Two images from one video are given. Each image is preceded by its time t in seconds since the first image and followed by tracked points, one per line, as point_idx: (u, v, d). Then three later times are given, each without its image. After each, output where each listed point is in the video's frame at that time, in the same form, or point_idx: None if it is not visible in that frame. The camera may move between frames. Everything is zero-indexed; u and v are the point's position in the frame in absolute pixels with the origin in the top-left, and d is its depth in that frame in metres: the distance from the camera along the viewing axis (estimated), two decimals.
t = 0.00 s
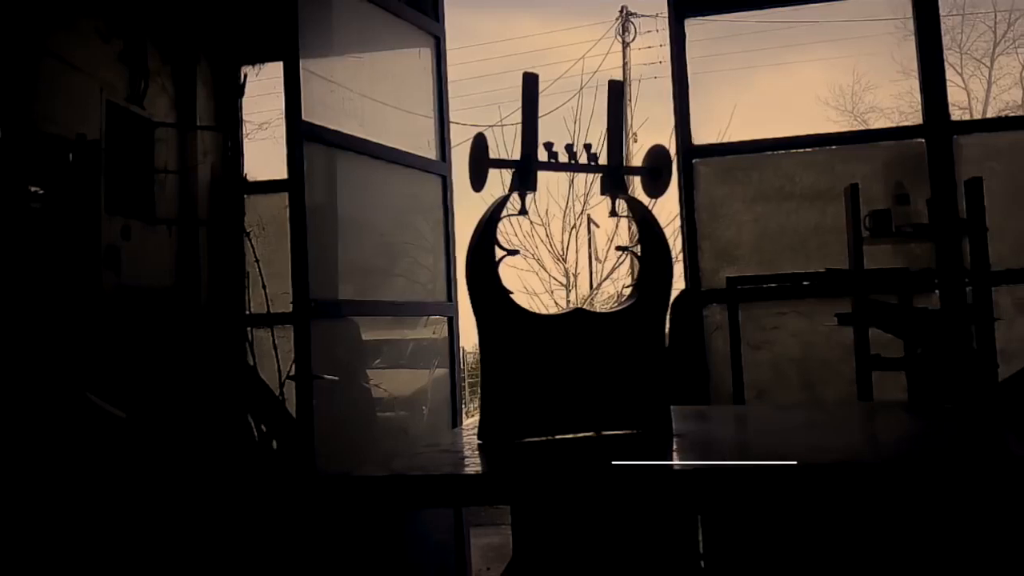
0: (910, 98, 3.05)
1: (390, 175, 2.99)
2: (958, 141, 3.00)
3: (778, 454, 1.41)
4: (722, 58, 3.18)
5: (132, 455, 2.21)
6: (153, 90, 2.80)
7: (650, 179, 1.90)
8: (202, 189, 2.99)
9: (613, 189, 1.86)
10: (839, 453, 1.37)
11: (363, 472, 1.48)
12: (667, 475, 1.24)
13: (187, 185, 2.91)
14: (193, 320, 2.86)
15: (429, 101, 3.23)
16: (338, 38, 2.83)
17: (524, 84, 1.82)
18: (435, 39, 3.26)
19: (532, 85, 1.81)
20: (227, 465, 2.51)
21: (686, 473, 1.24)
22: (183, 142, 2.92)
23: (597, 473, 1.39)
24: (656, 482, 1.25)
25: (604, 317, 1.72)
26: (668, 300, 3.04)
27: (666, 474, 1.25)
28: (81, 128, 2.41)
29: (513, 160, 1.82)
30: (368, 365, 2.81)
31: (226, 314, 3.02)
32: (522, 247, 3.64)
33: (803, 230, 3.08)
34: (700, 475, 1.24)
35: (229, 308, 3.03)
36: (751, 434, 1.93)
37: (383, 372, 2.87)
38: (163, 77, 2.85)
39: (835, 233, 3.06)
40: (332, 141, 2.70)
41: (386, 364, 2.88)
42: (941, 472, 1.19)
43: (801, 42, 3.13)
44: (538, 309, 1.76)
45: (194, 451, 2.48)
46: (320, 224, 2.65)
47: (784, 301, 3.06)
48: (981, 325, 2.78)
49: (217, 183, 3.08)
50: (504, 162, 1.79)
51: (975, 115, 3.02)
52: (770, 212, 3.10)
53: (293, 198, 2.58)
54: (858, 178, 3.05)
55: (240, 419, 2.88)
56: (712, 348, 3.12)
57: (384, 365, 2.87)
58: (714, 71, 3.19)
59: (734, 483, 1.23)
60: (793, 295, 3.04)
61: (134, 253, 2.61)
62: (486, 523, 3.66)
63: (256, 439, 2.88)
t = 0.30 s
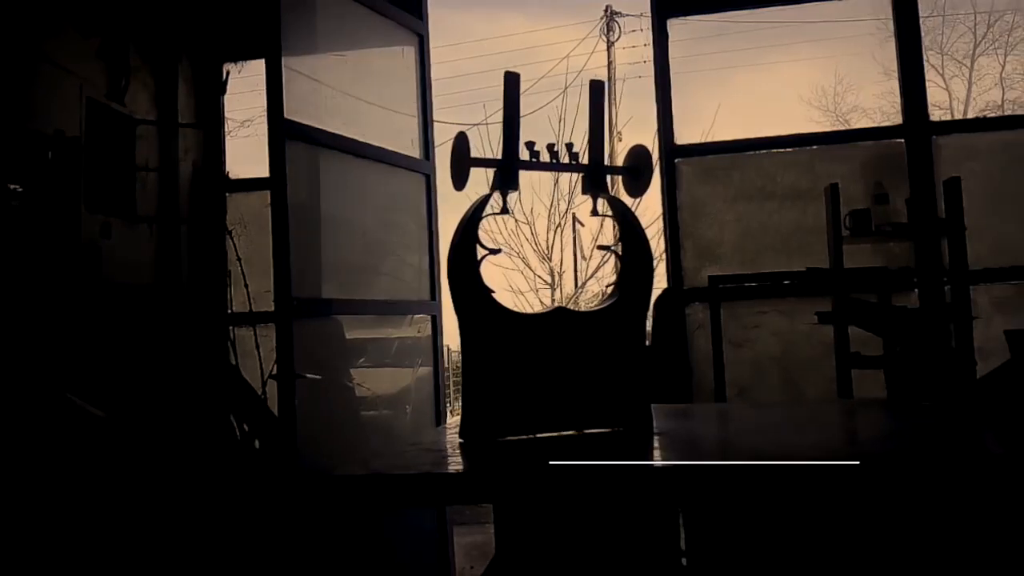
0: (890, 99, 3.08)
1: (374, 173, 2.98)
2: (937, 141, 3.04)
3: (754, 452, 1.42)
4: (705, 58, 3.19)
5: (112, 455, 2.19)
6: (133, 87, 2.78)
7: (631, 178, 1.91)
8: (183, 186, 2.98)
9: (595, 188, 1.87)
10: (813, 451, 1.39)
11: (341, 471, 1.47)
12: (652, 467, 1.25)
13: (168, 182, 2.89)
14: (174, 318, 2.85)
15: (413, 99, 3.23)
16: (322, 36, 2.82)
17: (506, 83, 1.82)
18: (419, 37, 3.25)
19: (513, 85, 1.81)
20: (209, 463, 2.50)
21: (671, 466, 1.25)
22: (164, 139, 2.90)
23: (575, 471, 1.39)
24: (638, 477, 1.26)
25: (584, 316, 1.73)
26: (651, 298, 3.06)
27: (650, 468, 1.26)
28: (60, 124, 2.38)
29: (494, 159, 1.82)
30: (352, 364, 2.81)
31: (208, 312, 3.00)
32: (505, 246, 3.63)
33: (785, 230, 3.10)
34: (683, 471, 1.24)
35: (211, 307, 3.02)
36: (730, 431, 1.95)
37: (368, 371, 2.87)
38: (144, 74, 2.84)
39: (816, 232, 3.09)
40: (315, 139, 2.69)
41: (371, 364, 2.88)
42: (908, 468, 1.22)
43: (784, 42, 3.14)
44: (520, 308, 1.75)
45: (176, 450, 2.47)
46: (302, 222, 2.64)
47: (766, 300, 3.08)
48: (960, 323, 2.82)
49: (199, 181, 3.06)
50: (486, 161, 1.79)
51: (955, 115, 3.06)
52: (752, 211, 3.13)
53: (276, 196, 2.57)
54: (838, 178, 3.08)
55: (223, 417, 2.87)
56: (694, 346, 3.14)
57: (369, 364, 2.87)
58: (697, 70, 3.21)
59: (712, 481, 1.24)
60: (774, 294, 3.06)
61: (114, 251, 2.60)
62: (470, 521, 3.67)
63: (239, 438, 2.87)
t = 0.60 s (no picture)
0: (878, 98, 3.10)
1: (364, 171, 2.98)
2: (924, 139, 3.06)
3: (739, 447, 1.43)
4: (695, 56, 3.20)
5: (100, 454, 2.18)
6: (121, 85, 2.76)
7: (619, 176, 1.91)
8: (172, 184, 2.97)
9: (583, 186, 1.87)
10: (799, 449, 1.38)
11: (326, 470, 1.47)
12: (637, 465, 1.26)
13: (156, 180, 2.88)
14: (163, 317, 2.84)
15: (403, 97, 3.23)
16: (311, 34, 2.82)
17: (493, 81, 1.83)
18: (409, 35, 3.25)
19: (501, 83, 1.81)
20: (198, 461, 2.50)
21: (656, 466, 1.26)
22: (153, 137, 2.89)
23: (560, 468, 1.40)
24: (623, 475, 1.27)
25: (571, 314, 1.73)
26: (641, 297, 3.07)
27: (635, 466, 1.27)
28: (46, 121, 2.37)
29: (483, 157, 1.82)
30: (342, 362, 2.82)
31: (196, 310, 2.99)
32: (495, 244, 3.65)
33: (773, 227, 3.12)
34: (667, 470, 1.25)
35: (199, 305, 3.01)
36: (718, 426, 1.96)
37: (358, 369, 2.87)
38: (132, 71, 2.83)
39: (804, 231, 3.10)
40: (304, 137, 2.69)
41: (363, 362, 2.88)
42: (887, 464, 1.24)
43: (772, 41, 3.15)
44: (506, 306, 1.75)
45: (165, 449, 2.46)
46: (291, 220, 2.64)
47: (754, 298, 3.10)
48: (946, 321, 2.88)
49: (187, 179, 3.05)
50: (474, 159, 1.79)
51: (943, 114, 3.08)
52: (740, 209, 3.14)
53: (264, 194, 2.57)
54: (825, 176, 3.10)
55: (212, 416, 2.86)
56: (684, 344, 3.15)
57: (359, 362, 2.87)
58: (686, 69, 3.21)
59: (696, 479, 1.25)
60: (763, 291, 3.08)
61: (102, 249, 2.59)
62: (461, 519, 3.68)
63: (228, 437, 2.86)
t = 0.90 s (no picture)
0: (873, 97, 3.11)
1: (358, 170, 2.97)
2: (918, 138, 3.06)
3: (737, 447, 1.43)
4: (692, 55, 3.20)
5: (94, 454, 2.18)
6: (115, 83, 2.75)
7: (613, 174, 1.92)
8: (166, 183, 2.96)
9: (577, 184, 1.87)
10: (797, 448, 1.37)
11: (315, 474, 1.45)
12: (631, 461, 1.27)
13: (151, 179, 2.87)
14: (157, 316, 2.83)
15: (398, 95, 3.21)
16: (305, 33, 2.82)
17: (487, 79, 1.83)
18: (404, 33, 3.23)
19: (496, 82, 1.82)
20: (194, 460, 2.50)
21: (649, 462, 1.27)
22: (147, 136, 2.88)
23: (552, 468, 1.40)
24: (616, 472, 1.27)
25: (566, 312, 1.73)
26: (636, 296, 3.07)
27: (629, 462, 1.28)
28: (40, 119, 2.36)
29: (477, 156, 1.82)
30: (339, 361, 2.82)
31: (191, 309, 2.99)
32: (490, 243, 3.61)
33: (768, 226, 3.12)
34: (660, 466, 1.26)
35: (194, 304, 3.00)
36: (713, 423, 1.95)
37: (354, 368, 2.88)
38: (127, 70, 2.82)
39: (799, 230, 3.11)
40: (299, 136, 2.69)
41: (360, 361, 2.89)
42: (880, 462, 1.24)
43: (765, 40, 3.17)
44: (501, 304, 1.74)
45: (160, 449, 2.46)
46: (285, 219, 2.64)
47: (749, 296, 3.11)
48: (940, 319, 2.91)
49: (181, 178, 3.04)
50: (468, 157, 1.79)
51: (938, 113, 3.07)
52: (735, 208, 3.15)
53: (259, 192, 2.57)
54: (820, 175, 3.10)
55: (207, 416, 2.85)
56: (678, 343, 3.16)
57: (355, 361, 2.88)
58: (681, 68, 3.21)
59: (688, 475, 1.26)
60: (758, 290, 3.10)
61: (96, 249, 2.58)
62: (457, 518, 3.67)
63: (223, 436, 2.86)
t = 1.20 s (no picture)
0: (871, 96, 3.11)
1: (357, 169, 2.97)
2: (917, 137, 3.06)
3: (736, 447, 1.42)
4: (691, 55, 3.20)
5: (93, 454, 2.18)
6: (114, 82, 2.75)
7: (612, 173, 1.92)
8: (165, 182, 2.95)
9: (576, 183, 1.87)
10: (796, 447, 1.37)
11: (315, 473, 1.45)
12: (631, 461, 1.27)
13: (150, 178, 2.87)
14: (156, 316, 2.83)
15: (398, 95, 3.21)
16: (304, 33, 2.83)
17: (486, 78, 1.83)
18: (403, 32, 3.22)
19: (494, 80, 1.82)
20: (193, 460, 2.50)
21: (650, 461, 1.27)
22: (146, 135, 2.87)
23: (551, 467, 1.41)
24: (616, 471, 1.28)
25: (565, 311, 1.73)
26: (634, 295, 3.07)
27: (629, 462, 1.28)
28: (39, 119, 2.35)
29: (475, 155, 1.82)
30: (338, 361, 2.83)
31: (190, 308, 2.99)
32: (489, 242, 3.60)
33: (767, 225, 3.12)
34: (660, 466, 1.27)
35: (194, 303, 3.00)
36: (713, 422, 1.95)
37: (354, 368, 2.88)
38: (125, 68, 2.81)
39: (798, 229, 3.11)
40: (297, 136, 2.69)
41: (359, 360, 2.89)
42: (878, 461, 1.23)
43: (760, 40, 3.18)
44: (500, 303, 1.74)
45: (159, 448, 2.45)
46: (283, 219, 2.65)
47: (748, 295, 3.11)
48: (938, 318, 2.91)
49: (180, 177, 3.04)
50: (467, 156, 1.79)
51: (937, 112, 3.08)
52: (734, 207, 3.15)
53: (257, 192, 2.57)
54: (819, 174, 3.10)
55: (205, 415, 2.85)
56: (677, 342, 3.17)
57: (354, 360, 2.88)
58: (680, 67, 3.21)
59: (688, 475, 1.27)
60: (756, 289, 3.10)
61: (94, 248, 2.58)
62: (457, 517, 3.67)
63: (222, 435, 2.86)
